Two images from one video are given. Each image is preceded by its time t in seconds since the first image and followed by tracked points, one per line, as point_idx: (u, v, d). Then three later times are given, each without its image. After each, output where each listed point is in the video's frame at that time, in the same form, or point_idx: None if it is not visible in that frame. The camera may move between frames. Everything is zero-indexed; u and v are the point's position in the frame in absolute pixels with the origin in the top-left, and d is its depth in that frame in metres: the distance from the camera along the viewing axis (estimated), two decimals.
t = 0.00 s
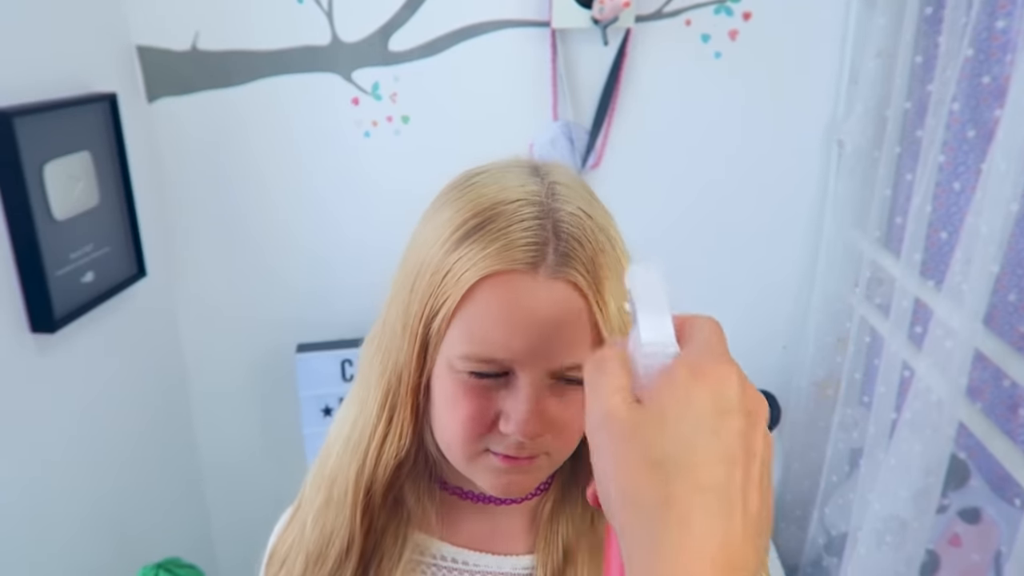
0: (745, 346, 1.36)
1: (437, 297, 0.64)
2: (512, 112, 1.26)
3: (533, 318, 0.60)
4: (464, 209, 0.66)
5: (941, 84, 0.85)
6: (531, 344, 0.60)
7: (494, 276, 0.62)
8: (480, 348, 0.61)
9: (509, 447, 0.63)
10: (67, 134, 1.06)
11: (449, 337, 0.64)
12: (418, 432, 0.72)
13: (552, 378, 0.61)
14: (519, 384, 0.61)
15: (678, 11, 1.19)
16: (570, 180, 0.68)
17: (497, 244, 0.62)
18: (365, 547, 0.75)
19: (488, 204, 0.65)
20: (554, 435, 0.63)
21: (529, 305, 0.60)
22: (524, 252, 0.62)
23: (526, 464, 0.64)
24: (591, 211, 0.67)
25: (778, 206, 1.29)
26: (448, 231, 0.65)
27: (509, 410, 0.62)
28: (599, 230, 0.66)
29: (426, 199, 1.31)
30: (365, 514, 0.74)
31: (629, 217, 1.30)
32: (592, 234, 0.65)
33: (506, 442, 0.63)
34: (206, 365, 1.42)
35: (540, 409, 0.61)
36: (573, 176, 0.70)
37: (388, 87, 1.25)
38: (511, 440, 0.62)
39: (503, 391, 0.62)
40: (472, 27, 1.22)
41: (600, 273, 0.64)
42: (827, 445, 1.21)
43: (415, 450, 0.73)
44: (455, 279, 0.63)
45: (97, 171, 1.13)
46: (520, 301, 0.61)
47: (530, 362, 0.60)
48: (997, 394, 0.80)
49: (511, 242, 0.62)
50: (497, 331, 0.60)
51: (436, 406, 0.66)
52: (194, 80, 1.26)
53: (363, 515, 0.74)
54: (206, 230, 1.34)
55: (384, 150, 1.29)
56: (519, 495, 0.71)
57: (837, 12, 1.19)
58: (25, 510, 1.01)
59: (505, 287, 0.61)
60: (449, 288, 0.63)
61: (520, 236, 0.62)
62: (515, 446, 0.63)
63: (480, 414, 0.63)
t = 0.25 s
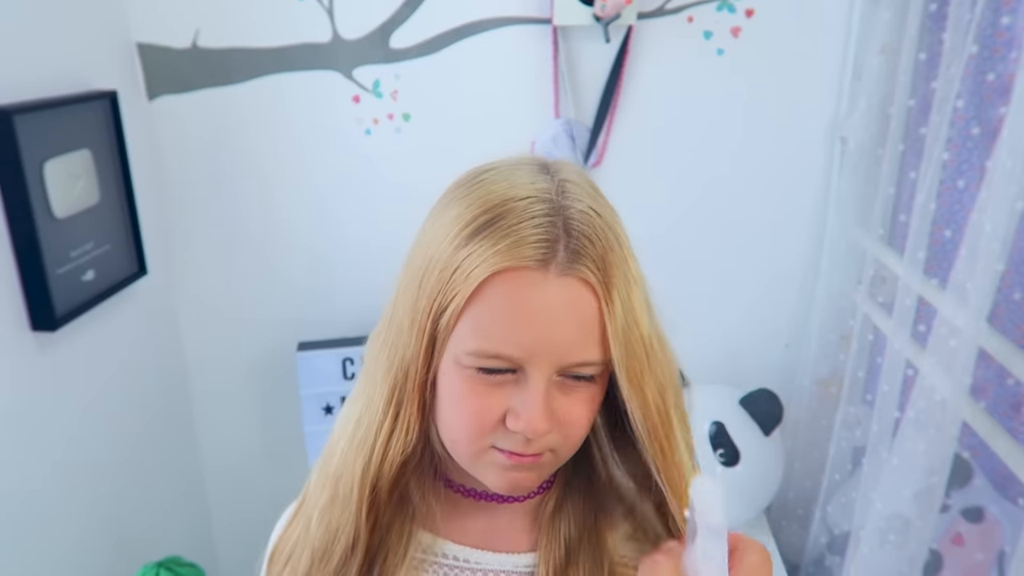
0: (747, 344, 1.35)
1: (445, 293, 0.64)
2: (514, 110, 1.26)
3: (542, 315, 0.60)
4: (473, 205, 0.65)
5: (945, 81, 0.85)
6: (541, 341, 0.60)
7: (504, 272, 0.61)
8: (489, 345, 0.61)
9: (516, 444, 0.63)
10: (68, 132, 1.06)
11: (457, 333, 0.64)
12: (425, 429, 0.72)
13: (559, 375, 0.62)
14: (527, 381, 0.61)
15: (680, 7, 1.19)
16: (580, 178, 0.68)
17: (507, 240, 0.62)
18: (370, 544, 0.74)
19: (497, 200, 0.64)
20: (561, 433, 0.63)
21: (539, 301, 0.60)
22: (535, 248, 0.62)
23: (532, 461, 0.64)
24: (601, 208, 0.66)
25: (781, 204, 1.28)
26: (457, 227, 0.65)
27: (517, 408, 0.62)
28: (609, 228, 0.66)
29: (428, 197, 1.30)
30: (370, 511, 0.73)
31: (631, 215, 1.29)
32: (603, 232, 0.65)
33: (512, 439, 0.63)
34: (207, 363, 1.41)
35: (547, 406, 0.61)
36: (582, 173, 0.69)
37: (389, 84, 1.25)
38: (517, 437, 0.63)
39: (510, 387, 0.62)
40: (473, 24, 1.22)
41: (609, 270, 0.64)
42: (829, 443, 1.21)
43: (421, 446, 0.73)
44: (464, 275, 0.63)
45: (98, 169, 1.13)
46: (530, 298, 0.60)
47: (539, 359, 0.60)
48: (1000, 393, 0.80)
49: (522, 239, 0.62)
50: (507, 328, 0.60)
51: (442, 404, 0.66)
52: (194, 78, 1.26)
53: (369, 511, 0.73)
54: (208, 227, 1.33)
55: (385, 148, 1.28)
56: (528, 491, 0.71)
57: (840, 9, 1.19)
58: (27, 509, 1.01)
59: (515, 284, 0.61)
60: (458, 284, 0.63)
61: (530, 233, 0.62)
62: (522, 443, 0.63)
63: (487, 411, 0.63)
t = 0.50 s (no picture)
0: (748, 344, 1.35)
1: (446, 290, 0.63)
2: (514, 108, 1.25)
3: (544, 312, 0.60)
4: (474, 202, 0.65)
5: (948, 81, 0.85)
6: (543, 338, 0.60)
7: (505, 269, 0.61)
8: (491, 342, 0.61)
9: (515, 440, 0.63)
10: (66, 129, 1.05)
11: (457, 330, 0.63)
12: (426, 426, 0.71)
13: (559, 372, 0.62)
14: (528, 379, 0.61)
15: (682, 6, 1.18)
16: (581, 174, 0.68)
17: (509, 237, 0.62)
18: (371, 543, 0.73)
19: (499, 197, 0.64)
20: (561, 429, 0.63)
21: (541, 299, 0.60)
22: (537, 245, 0.61)
23: (532, 458, 0.64)
24: (602, 205, 0.66)
25: (782, 203, 1.28)
26: (458, 223, 0.64)
27: (518, 404, 0.62)
28: (610, 224, 0.65)
29: (428, 194, 1.30)
30: (372, 509, 0.73)
31: (633, 214, 1.29)
32: (605, 229, 0.64)
33: (513, 436, 0.63)
34: (206, 361, 1.41)
35: (548, 403, 0.61)
36: (582, 170, 0.69)
37: (389, 82, 1.24)
38: (518, 434, 0.62)
39: (511, 384, 0.62)
40: (474, 21, 1.21)
41: (611, 267, 0.63)
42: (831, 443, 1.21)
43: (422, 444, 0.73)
44: (465, 272, 0.62)
45: (96, 166, 1.12)
46: (532, 295, 0.60)
47: (541, 356, 0.60)
48: (1001, 394, 0.79)
49: (524, 236, 0.61)
50: (508, 325, 0.60)
51: (442, 400, 0.66)
52: (193, 75, 1.25)
53: (371, 509, 0.73)
54: (207, 225, 1.33)
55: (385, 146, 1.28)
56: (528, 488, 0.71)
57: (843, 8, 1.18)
58: (25, 507, 1.00)
59: (516, 281, 0.61)
60: (459, 281, 0.62)
61: (532, 229, 0.62)
62: (522, 440, 0.63)
63: (488, 408, 0.62)
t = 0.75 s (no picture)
0: (750, 342, 1.35)
1: (455, 281, 0.63)
2: (516, 105, 1.25)
3: (554, 301, 0.60)
4: (480, 195, 0.65)
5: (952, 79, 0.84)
6: (552, 326, 0.60)
7: (514, 260, 0.61)
8: (501, 332, 0.60)
9: (524, 430, 0.62)
10: (68, 126, 1.05)
11: (466, 321, 0.63)
12: (432, 420, 0.71)
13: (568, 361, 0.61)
14: (537, 368, 0.61)
15: (684, 3, 1.18)
16: (583, 169, 0.68)
17: (517, 227, 0.62)
18: (375, 537, 0.73)
19: (505, 189, 0.64)
20: (568, 419, 0.63)
21: (551, 288, 0.60)
22: (545, 235, 0.61)
23: (539, 448, 0.64)
24: (606, 199, 0.67)
25: (784, 201, 1.27)
26: (465, 217, 0.64)
27: (527, 393, 0.61)
28: (615, 217, 0.66)
29: (429, 191, 1.30)
30: (376, 503, 0.73)
31: (635, 212, 1.28)
32: (610, 221, 0.65)
33: (521, 426, 0.62)
34: (207, 358, 1.41)
35: (557, 393, 0.61)
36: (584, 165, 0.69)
37: (391, 80, 1.24)
38: (526, 424, 0.62)
39: (520, 374, 0.62)
40: (476, 19, 1.21)
41: (617, 258, 0.64)
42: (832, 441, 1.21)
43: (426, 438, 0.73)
44: (474, 263, 0.62)
45: (98, 164, 1.12)
46: (541, 285, 0.60)
47: (551, 345, 0.60)
48: (1005, 391, 0.79)
49: (532, 227, 0.62)
50: (518, 314, 0.60)
51: (449, 392, 0.65)
52: (195, 72, 1.25)
53: (374, 503, 0.73)
54: (209, 222, 1.33)
55: (386, 144, 1.27)
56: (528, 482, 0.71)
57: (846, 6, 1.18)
58: (26, 505, 1.00)
59: (525, 271, 0.61)
60: (468, 272, 0.62)
61: (540, 220, 0.62)
62: (531, 430, 0.62)
63: (497, 398, 0.62)
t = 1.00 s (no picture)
0: (750, 340, 1.35)
1: (455, 276, 0.63)
2: (517, 102, 1.25)
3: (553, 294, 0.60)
4: (480, 190, 0.65)
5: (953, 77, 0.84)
6: (552, 319, 0.60)
7: (514, 253, 0.61)
8: (501, 325, 0.60)
9: (525, 422, 0.62)
10: (68, 122, 1.05)
11: (467, 315, 0.63)
12: (432, 413, 0.71)
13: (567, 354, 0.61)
14: (538, 360, 0.61)
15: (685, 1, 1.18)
16: (581, 163, 0.68)
17: (517, 221, 0.62)
18: (377, 529, 0.73)
19: (505, 184, 0.64)
20: (568, 411, 0.63)
21: (550, 281, 0.60)
22: (544, 229, 0.61)
23: (539, 440, 0.64)
24: (604, 192, 0.67)
25: (784, 200, 1.27)
26: (465, 211, 0.64)
27: (527, 385, 0.61)
28: (614, 211, 0.66)
29: (429, 188, 1.29)
30: (378, 495, 0.73)
31: (635, 210, 1.28)
32: (609, 215, 0.65)
33: (522, 418, 0.62)
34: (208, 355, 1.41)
35: (558, 385, 0.61)
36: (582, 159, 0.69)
37: (391, 77, 1.24)
38: (527, 416, 0.62)
39: (520, 367, 0.62)
40: (477, 16, 1.21)
41: (615, 251, 0.64)
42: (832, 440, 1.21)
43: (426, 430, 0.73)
44: (474, 257, 0.62)
45: (98, 160, 1.12)
46: (541, 278, 0.60)
47: (551, 337, 0.60)
48: (1004, 390, 0.79)
49: (531, 220, 0.62)
50: (518, 307, 0.60)
51: (450, 386, 0.65)
52: (195, 68, 1.25)
53: (377, 495, 0.73)
54: (210, 217, 1.33)
55: (387, 140, 1.27)
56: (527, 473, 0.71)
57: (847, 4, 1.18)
58: (25, 501, 1.00)
59: (525, 265, 0.61)
60: (469, 266, 0.62)
61: (539, 214, 0.62)
62: (532, 422, 0.62)
63: (498, 391, 0.62)
